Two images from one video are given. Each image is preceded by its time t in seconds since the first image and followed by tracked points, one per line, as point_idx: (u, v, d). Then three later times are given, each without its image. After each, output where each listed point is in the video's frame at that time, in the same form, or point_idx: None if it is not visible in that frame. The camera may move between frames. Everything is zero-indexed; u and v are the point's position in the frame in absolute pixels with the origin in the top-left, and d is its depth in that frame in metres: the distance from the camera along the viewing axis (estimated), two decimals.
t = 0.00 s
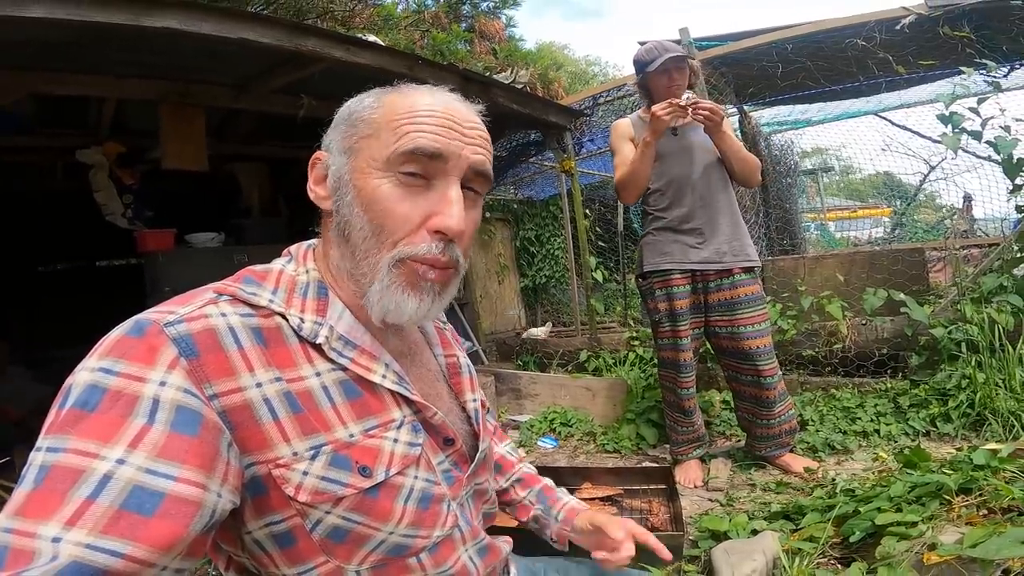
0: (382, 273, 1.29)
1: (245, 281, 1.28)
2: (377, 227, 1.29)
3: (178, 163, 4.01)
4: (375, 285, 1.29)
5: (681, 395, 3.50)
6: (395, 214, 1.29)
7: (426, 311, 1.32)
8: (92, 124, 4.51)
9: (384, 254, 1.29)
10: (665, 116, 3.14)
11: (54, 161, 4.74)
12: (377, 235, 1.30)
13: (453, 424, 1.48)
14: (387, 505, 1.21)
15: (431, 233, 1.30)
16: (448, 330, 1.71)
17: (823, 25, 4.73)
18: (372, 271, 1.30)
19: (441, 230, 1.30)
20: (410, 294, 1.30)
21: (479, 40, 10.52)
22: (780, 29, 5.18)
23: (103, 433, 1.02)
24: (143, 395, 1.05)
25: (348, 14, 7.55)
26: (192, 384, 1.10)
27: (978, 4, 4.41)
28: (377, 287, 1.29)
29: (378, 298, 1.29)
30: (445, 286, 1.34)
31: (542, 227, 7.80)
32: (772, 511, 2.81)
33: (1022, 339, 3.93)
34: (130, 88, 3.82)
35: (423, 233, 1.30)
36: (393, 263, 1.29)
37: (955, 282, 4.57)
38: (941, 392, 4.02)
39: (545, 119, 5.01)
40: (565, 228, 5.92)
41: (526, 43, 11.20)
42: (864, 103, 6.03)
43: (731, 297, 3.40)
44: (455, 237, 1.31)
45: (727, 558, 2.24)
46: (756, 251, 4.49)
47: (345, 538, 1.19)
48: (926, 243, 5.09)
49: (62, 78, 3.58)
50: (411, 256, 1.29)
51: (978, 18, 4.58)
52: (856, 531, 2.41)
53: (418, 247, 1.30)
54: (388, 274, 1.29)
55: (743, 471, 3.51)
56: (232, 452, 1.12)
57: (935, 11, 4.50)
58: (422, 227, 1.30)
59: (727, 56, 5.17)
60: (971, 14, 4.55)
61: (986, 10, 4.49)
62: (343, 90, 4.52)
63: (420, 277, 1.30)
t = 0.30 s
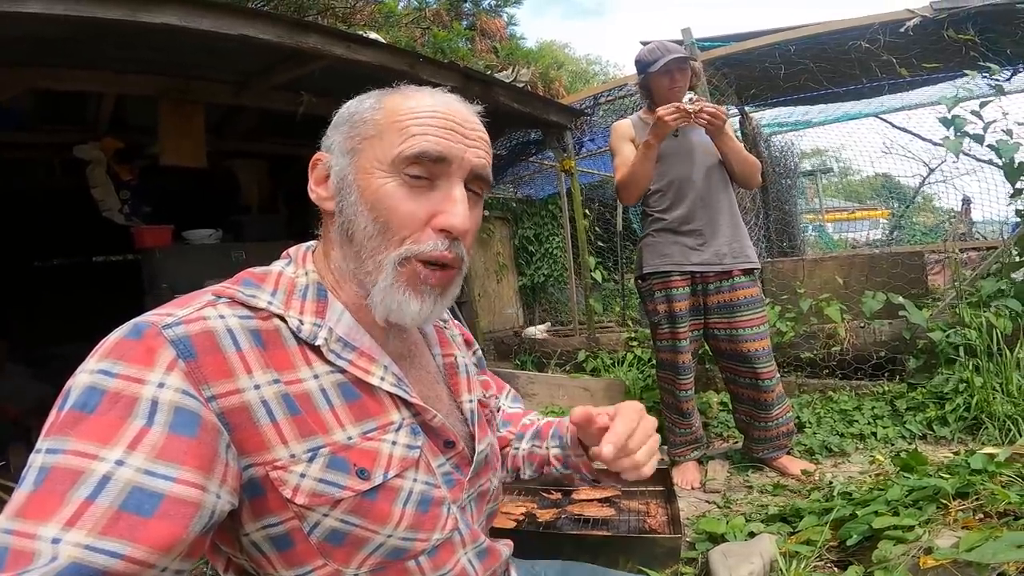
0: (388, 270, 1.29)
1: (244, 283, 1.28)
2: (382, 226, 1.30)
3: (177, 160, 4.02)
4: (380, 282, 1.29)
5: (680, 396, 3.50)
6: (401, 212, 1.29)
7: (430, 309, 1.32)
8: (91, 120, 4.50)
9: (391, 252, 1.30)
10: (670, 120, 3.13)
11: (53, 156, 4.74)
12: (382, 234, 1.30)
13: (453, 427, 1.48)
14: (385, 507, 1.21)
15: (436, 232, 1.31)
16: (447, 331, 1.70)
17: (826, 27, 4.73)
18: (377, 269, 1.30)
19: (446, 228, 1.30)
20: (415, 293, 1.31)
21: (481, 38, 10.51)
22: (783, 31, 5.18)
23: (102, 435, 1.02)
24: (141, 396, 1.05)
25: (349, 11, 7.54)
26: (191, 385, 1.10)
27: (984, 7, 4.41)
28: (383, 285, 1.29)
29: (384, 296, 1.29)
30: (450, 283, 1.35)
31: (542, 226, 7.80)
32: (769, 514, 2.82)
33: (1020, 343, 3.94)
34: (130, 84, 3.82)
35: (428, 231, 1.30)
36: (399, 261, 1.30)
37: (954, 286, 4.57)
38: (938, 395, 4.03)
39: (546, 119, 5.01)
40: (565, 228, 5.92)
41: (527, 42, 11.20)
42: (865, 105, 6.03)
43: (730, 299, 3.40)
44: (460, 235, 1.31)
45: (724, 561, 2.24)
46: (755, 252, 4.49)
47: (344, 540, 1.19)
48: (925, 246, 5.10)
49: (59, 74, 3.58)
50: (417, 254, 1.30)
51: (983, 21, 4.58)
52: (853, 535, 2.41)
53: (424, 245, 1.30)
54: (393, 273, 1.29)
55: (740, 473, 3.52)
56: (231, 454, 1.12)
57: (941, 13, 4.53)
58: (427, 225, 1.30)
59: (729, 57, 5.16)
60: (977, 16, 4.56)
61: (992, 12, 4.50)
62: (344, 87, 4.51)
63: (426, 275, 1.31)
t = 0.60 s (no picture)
0: (412, 282, 1.32)
1: (247, 281, 1.29)
2: (405, 238, 1.31)
3: (177, 162, 4.05)
4: (404, 294, 1.33)
5: (677, 398, 3.52)
6: (424, 225, 1.30)
7: (450, 315, 1.38)
8: (89, 122, 4.51)
9: (415, 265, 1.32)
10: (665, 121, 3.16)
11: (50, 157, 4.74)
12: (405, 245, 1.31)
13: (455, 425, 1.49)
14: (387, 505, 1.22)
15: (457, 242, 1.33)
16: (450, 331, 1.71)
17: (821, 32, 4.79)
18: (400, 280, 1.33)
19: (467, 239, 1.33)
20: (437, 301, 1.35)
21: (478, 43, 10.56)
22: (778, 36, 5.22)
23: (106, 431, 1.03)
24: (144, 393, 1.06)
25: (346, 16, 7.56)
26: (194, 382, 1.10)
27: (973, 12, 4.47)
28: (407, 296, 1.33)
29: (407, 306, 1.33)
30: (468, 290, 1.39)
31: (538, 231, 7.82)
32: (767, 515, 2.83)
33: (1013, 345, 3.97)
34: (130, 85, 3.84)
35: (450, 242, 1.33)
36: (423, 273, 1.32)
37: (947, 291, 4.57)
38: (933, 397, 4.05)
39: (543, 123, 5.03)
40: (562, 232, 5.94)
41: (523, 48, 11.26)
42: (858, 110, 6.08)
43: (726, 301, 3.42)
44: (481, 246, 1.34)
45: (723, 561, 2.25)
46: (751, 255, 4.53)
47: (345, 538, 1.20)
48: (918, 250, 5.14)
49: (59, 75, 3.59)
50: (440, 266, 1.32)
51: (974, 26, 4.64)
52: (851, 533, 2.43)
53: (447, 257, 1.32)
54: (417, 284, 1.32)
55: (737, 475, 3.53)
56: (234, 451, 1.12)
57: (932, 18, 4.58)
58: (449, 237, 1.32)
59: (725, 62, 5.21)
60: (967, 21, 4.61)
61: (982, 17, 4.56)
62: (343, 91, 4.52)
63: (448, 286, 1.35)
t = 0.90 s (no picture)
0: (422, 287, 1.33)
1: (246, 282, 1.28)
2: (415, 245, 1.31)
3: (181, 166, 4.03)
4: (414, 299, 1.33)
5: (678, 402, 3.50)
6: (435, 231, 1.30)
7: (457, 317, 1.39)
8: (93, 126, 4.52)
9: (425, 271, 1.32)
10: (660, 112, 3.27)
11: (54, 160, 4.75)
12: (415, 252, 1.31)
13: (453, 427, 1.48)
14: (385, 507, 1.21)
15: (467, 248, 1.33)
16: (449, 332, 1.70)
17: (823, 35, 4.77)
18: (410, 286, 1.33)
19: (476, 244, 1.33)
20: (446, 305, 1.36)
21: (481, 47, 10.58)
22: (781, 39, 5.21)
23: (105, 434, 1.02)
24: (144, 395, 1.05)
25: (350, 20, 7.58)
26: (194, 384, 1.09)
27: (975, 14, 4.45)
28: (418, 301, 1.33)
29: (416, 311, 1.34)
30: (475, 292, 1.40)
31: (542, 235, 7.81)
32: (769, 518, 2.80)
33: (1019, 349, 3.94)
34: (134, 89, 3.86)
35: (459, 247, 1.33)
36: (434, 278, 1.33)
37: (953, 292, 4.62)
38: (939, 401, 4.02)
39: (545, 127, 5.03)
40: (565, 236, 5.92)
41: (526, 52, 11.27)
42: (861, 113, 6.05)
43: (728, 305, 3.40)
44: (489, 250, 1.35)
45: (724, 565, 2.24)
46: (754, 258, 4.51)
47: (342, 540, 1.18)
48: (923, 253, 5.12)
49: (61, 78, 3.58)
50: (452, 271, 1.33)
51: (977, 28, 4.63)
52: (854, 538, 2.40)
53: (457, 262, 1.33)
54: (429, 289, 1.33)
55: (740, 479, 3.51)
56: (233, 453, 1.11)
57: (934, 20, 4.54)
58: (459, 242, 1.32)
59: (727, 65, 5.20)
60: (970, 23, 4.60)
61: (984, 19, 4.54)
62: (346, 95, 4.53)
63: (457, 289, 1.36)
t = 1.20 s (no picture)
0: (428, 280, 1.33)
1: (245, 280, 1.26)
2: (416, 239, 1.31)
3: (184, 168, 4.04)
4: (421, 291, 1.34)
5: (681, 403, 3.48)
6: (435, 225, 1.30)
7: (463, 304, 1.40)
8: (96, 127, 4.52)
9: (428, 263, 1.32)
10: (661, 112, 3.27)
11: (56, 162, 4.75)
12: (417, 246, 1.31)
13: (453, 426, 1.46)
14: (383, 507, 1.20)
15: (466, 236, 1.34)
16: (448, 330, 1.69)
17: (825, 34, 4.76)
18: (415, 279, 1.33)
19: (476, 232, 1.34)
20: (451, 294, 1.36)
21: (483, 49, 10.59)
22: (782, 38, 5.20)
23: (103, 432, 1.01)
24: (142, 393, 1.04)
25: (352, 22, 7.58)
26: (192, 382, 1.08)
27: (977, 12, 4.44)
28: (425, 293, 1.34)
29: (427, 301, 1.34)
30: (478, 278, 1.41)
31: (544, 236, 7.79)
32: (772, 519, 2.78)
33: None
34: (138, 91, 3.87)
35: (459, 237, 1.33)
36: (438, 269, 1.33)
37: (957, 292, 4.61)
38: (944, 402, 4.00)
39: (547, 127, 5.02)
40: (567, 237, 5.90)
41: (527, 53, 11.27)
42: (865, 113, 6.03)
43: (731, 305, 3.39)
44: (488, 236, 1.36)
45: (727, 566, 2.23)
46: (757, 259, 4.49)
47: (341, 540, 1.17)
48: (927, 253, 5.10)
49: (63, 80, 3.59)
50: (454, 261, 1.33)
51: (979, 27, 4.63)
52: (858, 539, 2.38)
53: (459, 251, 1.34)
54: (433, 281, 1.33)
55: (744, 480, 3.49)
56: (231, 452, 1.10)
57: (935, 19, 4.52)
58: (458, 232, 1.33)
59: (729, 65, 5.19)
60: (972, 21, 4.58)
61: (986, 17, 4.52)
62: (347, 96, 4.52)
63: (461, 277, 1.36)
